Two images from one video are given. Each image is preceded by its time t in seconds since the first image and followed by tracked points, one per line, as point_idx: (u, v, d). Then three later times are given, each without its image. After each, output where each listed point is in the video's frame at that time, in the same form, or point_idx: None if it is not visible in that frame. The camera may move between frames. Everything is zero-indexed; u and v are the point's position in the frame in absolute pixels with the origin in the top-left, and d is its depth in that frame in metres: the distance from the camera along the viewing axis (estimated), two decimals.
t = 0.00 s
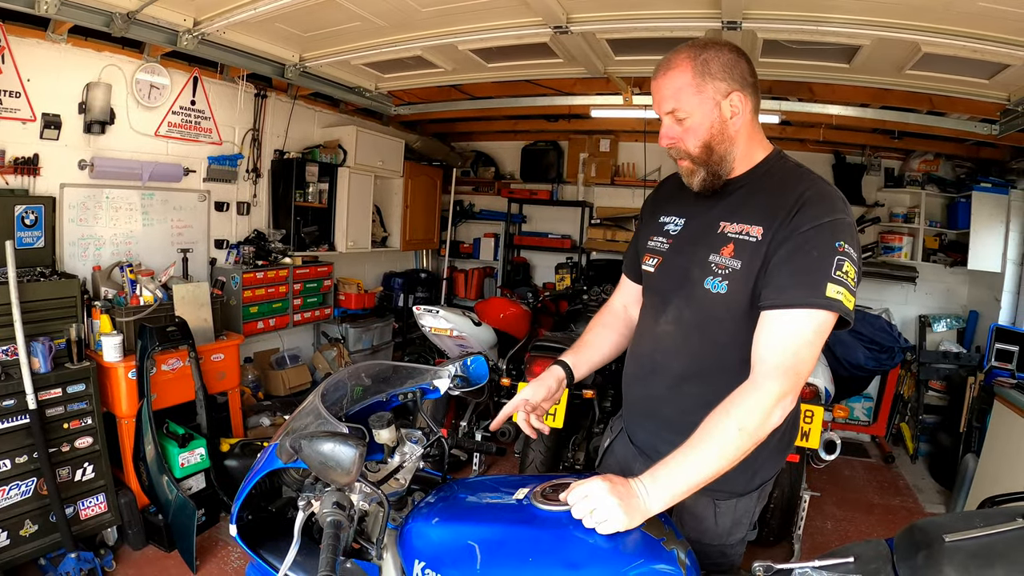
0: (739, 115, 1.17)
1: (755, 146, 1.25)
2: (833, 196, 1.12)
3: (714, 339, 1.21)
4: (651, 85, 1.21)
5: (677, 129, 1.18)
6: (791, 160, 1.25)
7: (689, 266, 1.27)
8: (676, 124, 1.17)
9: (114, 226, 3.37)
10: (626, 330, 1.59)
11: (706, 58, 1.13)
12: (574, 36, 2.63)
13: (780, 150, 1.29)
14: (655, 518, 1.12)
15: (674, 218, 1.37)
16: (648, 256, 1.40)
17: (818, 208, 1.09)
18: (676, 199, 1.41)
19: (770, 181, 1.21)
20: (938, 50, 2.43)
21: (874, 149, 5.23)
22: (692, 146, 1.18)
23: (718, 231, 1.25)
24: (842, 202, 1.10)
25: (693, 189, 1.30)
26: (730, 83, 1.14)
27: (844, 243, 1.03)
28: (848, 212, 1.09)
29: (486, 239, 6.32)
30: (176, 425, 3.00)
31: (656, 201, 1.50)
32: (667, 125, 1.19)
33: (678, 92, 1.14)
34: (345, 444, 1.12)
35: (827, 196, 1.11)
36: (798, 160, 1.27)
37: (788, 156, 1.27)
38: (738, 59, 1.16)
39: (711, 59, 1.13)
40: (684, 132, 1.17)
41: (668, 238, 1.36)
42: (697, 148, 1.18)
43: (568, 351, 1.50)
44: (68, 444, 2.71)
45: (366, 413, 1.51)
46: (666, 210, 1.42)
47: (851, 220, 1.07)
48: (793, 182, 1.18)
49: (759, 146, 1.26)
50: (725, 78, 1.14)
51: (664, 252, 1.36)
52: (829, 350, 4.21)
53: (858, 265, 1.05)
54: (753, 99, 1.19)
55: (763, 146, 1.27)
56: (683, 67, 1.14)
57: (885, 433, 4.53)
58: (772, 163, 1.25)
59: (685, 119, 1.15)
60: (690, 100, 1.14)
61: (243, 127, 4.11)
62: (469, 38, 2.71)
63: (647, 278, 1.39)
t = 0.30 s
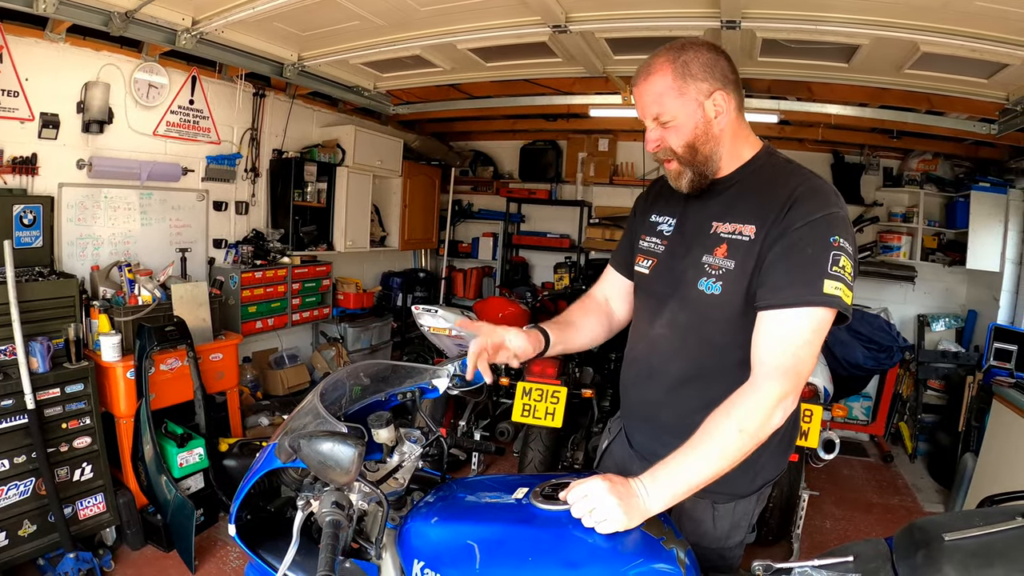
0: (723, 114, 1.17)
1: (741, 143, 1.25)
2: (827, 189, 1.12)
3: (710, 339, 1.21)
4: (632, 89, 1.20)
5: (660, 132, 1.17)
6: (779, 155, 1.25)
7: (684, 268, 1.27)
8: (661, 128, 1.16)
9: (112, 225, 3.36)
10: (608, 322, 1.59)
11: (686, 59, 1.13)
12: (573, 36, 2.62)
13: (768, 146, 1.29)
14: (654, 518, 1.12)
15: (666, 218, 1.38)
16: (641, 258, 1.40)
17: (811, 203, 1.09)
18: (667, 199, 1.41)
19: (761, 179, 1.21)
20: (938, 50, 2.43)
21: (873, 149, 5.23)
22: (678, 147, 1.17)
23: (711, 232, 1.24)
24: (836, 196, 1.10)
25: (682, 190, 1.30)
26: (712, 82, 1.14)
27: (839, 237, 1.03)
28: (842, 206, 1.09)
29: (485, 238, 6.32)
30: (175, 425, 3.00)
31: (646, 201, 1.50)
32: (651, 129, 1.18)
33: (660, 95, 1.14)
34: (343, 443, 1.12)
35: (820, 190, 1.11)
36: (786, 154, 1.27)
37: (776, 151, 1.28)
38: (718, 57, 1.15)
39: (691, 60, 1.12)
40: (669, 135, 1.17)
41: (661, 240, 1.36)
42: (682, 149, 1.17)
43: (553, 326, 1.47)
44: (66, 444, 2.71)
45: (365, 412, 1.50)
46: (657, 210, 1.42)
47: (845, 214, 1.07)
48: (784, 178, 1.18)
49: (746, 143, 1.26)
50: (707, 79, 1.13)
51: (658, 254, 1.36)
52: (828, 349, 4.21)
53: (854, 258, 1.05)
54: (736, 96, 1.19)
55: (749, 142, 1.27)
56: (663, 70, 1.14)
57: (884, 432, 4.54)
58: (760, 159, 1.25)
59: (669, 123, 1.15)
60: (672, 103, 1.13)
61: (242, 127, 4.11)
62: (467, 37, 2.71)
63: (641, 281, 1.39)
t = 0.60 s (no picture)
0: (714, 113, 1.16)
1: (732, 143, 1.25)
2: (821, 186, 1.12)
3: (706, 342, 1.21)
4: (619, 90, 1.20)
5: (653, 134, 1.16)
6: (770, 153, 1.26)
7: (679, 271, 1.26)
8: (652, 129, 1.15)
9: (110, 225, 3.36)
10: (593, 323, 1.58)
11: (676, 57, 1.13)
12: (571, 35, 2.62)
13: (758, 144, 1.29)
14: (653, 519, 1.12)
15: (659, 220, 1.37)
16: (633, 262, 1.39)
17: (807, 202, 1.08)
18: (658, 202, 1.41)
19: (754, 178, 1.21)
20: (937, 50, 2.43)
21: (871, 148, 5.23)
22: (670, 149, 1.16)
23: (705, 233, 1.24)
24: (831, 193, 1.10)
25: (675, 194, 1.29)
26: (703, 80, 1.13)
27: (836, 235, 1.03)
28: (837, 203, 1.09)
29: (483, 238, 6.32)
30: (173, 426, 2.99)
31: (637, 203, 1.50)
32: (643, 132, 1.17)
33: (651, 95, 1.13)
34: (340, 444, 1.12)
35: (814, 187, 1.11)
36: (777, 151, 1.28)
37: (767, 148, 1.28)
38: (707, 56, 1.15)
39: (681, 58, 1.12)
40: (661, 137, 1.16)
41: (653, 243, 1.36)
42: (676, 151, 1.16)
43: (536, 324, 1.47)
44: (64, 445, 2.70)
45: (362, 413, 1.49)
46: (649, 213, 1.42)
47: (840, 211, 1.07)
48: (777, 176, 1.18)
49: (737, 143, 1.26)
50: (698, 77, 1.13)
51: (651, 256, 1.35)
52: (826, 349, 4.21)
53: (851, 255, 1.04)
54: (726, 95, 1.18)
55: (740, 142, 1.26)
56: (653, 69, 1.13)
57: (882, 432, 4.54)
58: (752, 157, 1.25)
59: (660, 123, 1.14)
60: (664, 102, 1.12)
61: (240, 127, 4.10)
62: (466, 37, 2.70)
63: (633, 284, 1.39)
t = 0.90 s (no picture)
0: (705, 107, 1.16)
1: (724, 140, 1.24)
2: (819, 187, 1.12)
3: (702, 347, 1.20)
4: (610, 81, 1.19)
5: (642, 126, 1.15)
6: (764, 152, 1.26)
7: (672, 275, 1.26)
8: (640, 121, 1.14)
9: (107, 226, 3.35)
10: (613, 335, 1.58)
11: (667, 48, 1.12)
12: (568, 35, 2.62)
13: (751, 144, 1.29)
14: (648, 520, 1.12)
15: (650, 223, 1.37)
16: (624, 266, 1.39)
17: (807, 204, 1.08)
18: (649, 204, 1.41)
19: (748, 178, 1.21)
20: (935, 50, 2.43)
21: (869, 149, 5.24)
22: (660, 142, 1.16)
23: (699, 236, 1.24)
24: (829, 194, 1.10)
25: (667, 193, 1.29)
26: (694, 73, 1.13)
27: (837, 239, 1.02)
28: (836, 205, 1.09)
29: (481, 239, 6.32)
30: (169, 426, 2.98)
31: (628, 205, 1.50)
32: (630, 123, 1.16)
33: (640, 86, 1.12)
34: (335, 445, 1.11)
35: (813, 189, 1.11)
36: (770, 151, 1.28)
37: (760, 148, 1.28)
38: (699, 49, 1.15)
39: (673, 49, 1.12)
40: (649, 129, 1.15)
41: (644, 246, 1.36)
42: (666, 144, 1.16)
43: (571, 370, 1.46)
44: (61, 445, 2.70)
45: (357, 413, 1.49)
46: (641, 215, 1.41)
47: (840, 214, 1.07)
48: (771, 177, 1.18)
49: (728, 140, 1.25)
50: (688, 69, 1.13)
51: (641, 260, 1.36)
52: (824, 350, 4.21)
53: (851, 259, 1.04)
54: (719, 90, 1.18)
55: (731, 140, 1.26)
56: (644, 60, 1.13)
57: (880, 433, 4.53)
58: (745, 156, 1.25)
59: (649, 115, 1.13)
60: (653, 93, 1.12)
61: (237, 127, 4.10)
62: (463, 37, 2.70)
63: (626, 288, 1.39)
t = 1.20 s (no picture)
0: (689, 112, 1.15)
1: (713, 140, 1.24)
2: (813, 186, 1.11)
3: (694, 350, 1.20)
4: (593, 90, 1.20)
5: (625, 135, 1.17)
6: (758, 151, 1.26)
7: (662, 278, 1.26)
8: (624, 130, 1.16)
9: (106, 226, 3.35)
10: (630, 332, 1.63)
11: (644, 55, 1.12)
12: (566, 35, 2.62)
13: (745, 143, 1.28)
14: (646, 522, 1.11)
15: (645, 225, 1.38)
16: (619, 267, 1.40)
17: (800, 205, 1.07)
18: (645, 207, 1.42)
19: (741, 179, 1.21)
20: (933, 50, 2.43)
21: (868, 149, 5.24)
22: (644, 150, 1.17)
23: (691, 239, 1.24)
24: (824, 194, 1.09)
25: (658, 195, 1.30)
26: (674, 79, 1.12)
27: (832, 240, 1.02)
28: (831, 204, 1.08)
29: (480, 239, 6.33)
30: (168, 427, 2.98)
31: (626, 207, 1.51)
32: (615, 133, 1.18)
33: (620, 96, 1.13)
34: (332, 446, 1.11)
35: (807, 188, 1.10)
36: (764, 150, 1.27)
37: (753, 146, 1.27)
38: (679, 52, 1.13)
39: (650, 57, 1.11)
40: (633, 138, 1.16)
41: (637, 248, 1.37)
42: (649, 152, 1.17)
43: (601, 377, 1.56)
44: (60, 445, 2.69)
45: (355, 414, 1.49)
46: (637, 217, 1.42)
47: (835, 213, 1.06)
48: (764, 177, 1.18)
49: (718, 140, 1.25)
50: (668, 75, 1.12)
51: (634, 262, 1.36)
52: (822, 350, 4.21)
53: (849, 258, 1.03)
54: (703, 92, 1.17)
55: (722, 139, 1.26)
56: (622, 69, 1.13)
57: (879, 433, 4.54)
58: (737, 156, 1.25)
59: (631, 125, 1.15)
60: (632, 104, 1.13)
61: (236, 127, 4.10)
62: (462, 37, 2.70)
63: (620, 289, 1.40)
